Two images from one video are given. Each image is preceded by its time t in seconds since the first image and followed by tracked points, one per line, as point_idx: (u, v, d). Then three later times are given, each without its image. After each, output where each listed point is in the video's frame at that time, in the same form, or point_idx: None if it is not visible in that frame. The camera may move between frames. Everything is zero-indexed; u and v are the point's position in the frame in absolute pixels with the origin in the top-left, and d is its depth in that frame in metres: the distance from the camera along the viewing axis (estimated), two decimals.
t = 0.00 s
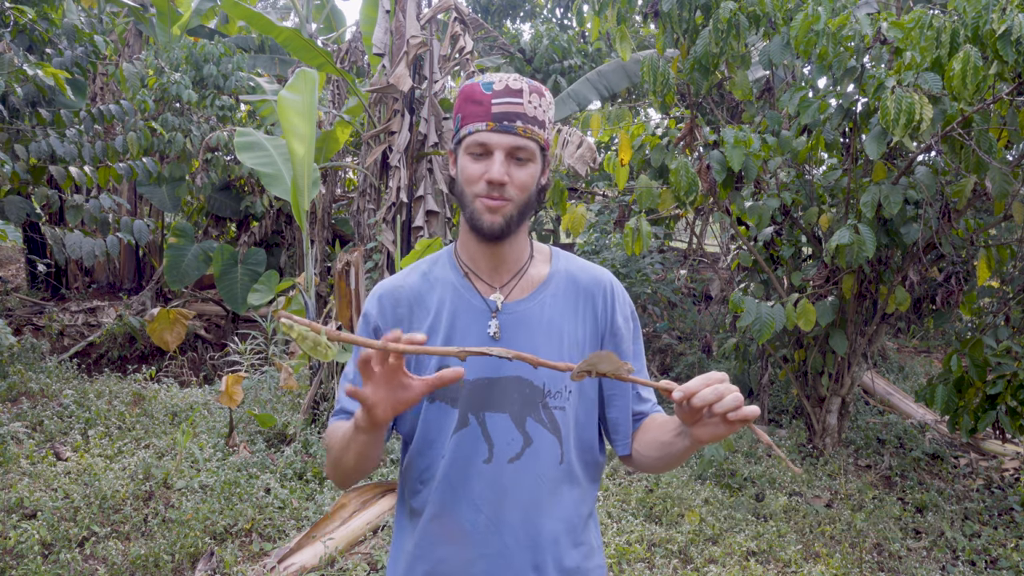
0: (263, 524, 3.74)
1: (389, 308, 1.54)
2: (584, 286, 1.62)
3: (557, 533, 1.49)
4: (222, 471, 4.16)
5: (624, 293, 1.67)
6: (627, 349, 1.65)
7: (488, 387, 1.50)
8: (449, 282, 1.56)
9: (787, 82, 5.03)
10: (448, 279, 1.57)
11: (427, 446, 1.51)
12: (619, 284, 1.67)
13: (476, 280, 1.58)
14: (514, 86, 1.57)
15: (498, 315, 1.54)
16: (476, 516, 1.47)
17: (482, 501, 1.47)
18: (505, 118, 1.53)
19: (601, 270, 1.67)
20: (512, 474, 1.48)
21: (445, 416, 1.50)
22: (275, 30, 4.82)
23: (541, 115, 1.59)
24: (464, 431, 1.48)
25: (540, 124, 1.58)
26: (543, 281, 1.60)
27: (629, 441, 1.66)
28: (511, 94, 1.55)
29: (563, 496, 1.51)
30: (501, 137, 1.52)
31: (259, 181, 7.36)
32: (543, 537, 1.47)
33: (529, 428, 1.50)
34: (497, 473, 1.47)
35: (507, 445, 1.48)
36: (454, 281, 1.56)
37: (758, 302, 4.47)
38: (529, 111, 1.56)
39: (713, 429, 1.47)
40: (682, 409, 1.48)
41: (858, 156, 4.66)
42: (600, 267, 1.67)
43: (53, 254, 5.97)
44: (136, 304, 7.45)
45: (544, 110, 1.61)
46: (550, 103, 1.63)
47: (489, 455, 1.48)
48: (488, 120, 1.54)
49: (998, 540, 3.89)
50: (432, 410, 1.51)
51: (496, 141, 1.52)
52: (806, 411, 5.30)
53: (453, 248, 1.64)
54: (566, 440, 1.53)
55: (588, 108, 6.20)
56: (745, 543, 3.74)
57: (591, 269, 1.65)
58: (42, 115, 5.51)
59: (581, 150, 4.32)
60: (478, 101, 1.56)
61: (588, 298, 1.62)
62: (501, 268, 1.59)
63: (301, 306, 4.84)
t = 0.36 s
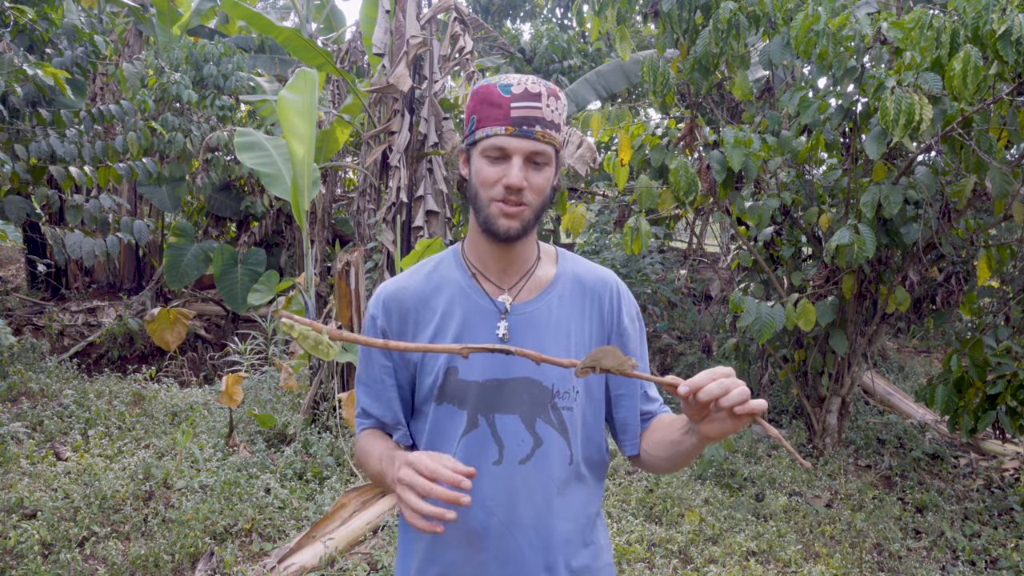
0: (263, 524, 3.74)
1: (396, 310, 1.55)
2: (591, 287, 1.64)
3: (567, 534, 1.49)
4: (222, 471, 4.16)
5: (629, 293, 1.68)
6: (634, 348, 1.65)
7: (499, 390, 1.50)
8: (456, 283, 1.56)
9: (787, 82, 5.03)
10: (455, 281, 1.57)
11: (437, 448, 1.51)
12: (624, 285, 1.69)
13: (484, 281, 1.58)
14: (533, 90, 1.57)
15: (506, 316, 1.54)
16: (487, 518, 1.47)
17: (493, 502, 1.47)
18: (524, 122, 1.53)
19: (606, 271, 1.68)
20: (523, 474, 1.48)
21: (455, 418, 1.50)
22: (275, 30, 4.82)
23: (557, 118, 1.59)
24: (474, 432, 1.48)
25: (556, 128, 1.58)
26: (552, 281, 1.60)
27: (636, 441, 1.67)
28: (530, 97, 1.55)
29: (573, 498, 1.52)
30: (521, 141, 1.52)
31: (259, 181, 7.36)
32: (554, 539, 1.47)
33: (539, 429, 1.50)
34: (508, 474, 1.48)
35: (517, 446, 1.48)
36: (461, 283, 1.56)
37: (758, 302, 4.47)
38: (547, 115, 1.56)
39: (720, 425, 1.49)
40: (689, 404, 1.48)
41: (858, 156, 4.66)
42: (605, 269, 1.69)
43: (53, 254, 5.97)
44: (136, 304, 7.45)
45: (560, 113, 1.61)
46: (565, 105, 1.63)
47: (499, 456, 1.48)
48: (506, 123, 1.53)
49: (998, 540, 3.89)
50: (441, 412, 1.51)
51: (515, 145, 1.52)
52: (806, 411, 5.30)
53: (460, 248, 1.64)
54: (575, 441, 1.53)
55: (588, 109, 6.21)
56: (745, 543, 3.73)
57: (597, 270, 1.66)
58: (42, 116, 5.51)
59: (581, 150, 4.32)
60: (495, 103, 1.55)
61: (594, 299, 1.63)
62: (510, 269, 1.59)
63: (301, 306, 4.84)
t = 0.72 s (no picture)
0: (263, 524, 3.74)
1: (401, 306, 1.53)
2: (594, 289, 1.64)
3: (562, 534, 1.49)
4: (222, 471, 4.16)
5: (634, 296, 1.68)
6: (639, 350, 1.65)
7: (500, 389, 1.50)
8: (460, 282, 1.56)
9: (787, 82, 5.03)
10: (459, 281, 1.57)
11: (436, 445, 1.51)
12: (629, 288, 1.69)
13: (487, 281, 1.58)
14: (525, 90, 1.57)
15: (509, 316, 1.54)
16: (483, 516, 1.46)
17: (489, 501, 1.47)
18: (516, 122, 1.53)
19: (611, 274, 1.69)
20: (520, 474, 1.48)
21: (454, 416, 1.50)
22: (275, 30, 4.82)
23: (552, 117, 1.58)
24: (473, 430, 1.48)
25: (551, 126, 1.57)
26: (555, 282, 1.61)
27: (643, 444, 1.67)
28: (522, 97, 1.55)
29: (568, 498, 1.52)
30: (513, 142, 1.53)
31: (259, 181, 7.36)
32: (549, 539, 1.47)
33: (537, 429, 1.50)
34: (505, 473, 1.47)
35: (515, 445, 1.48)
36: (465, 281, 1.56)
37: (758, 302, 4.47)
38: (540, 114, 1.56)
39: (724, 429, 1.49)
40: (693, 406, 1.49)
41: (858, 156, 4.66)
42: (610, 271, 1.69)
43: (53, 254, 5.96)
44: (136, 304, 7.45)
45: (556, 112, 1.60)
46: (562, 104, 1.62)
47: (497, 455, 1.47)
48: (499, 124, 1.53)
49: (998, 540, 3.89)
50: (440, 409, 1.51)
51: (508, 146, 1.53)
52: (806, 411, 5.30)
53: (464, 248, 1.65)
54: (573, 441, 1.54)
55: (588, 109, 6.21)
56: (745, 543, 3.73)
57: (601, 273, 1.67)
58: (42, 116, 5.51)
59: (581, 150, 4.32)
60: (489, 104, 1.56)
61: (599, 301, 1.64)
62: (513, 269, 1.59)
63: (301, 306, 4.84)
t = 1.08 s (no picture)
0: (263, 524, 3.74)
1: (405, 299, 1.50)
2: (594, 290, 1.64)
3: (561, 534, 1.49)
4: (222, 471, 4.16)
5: (633, 297, 1.68)
6: (638, 351, 1.66)
7: (500, 387, 1.51)
8: (461, 280, 1.56)
9: (787, 82, 5.03)
10: (460, 279, 1.57)
11: (434, 444, 1.50)
12: (628, 289, 1.69)
13: (487, 280, 1.58)
14: (517, 87, 1.57)
15: (508, 316, 1.54)
16: (482, 516, 1.46)
17: (488, 500, 1.46)
18: (508, 120, 1.53)
19: (611, 276, 1.69)
20: (519, 474, 1.48)
21: (452, 414, 1.50)
22: (275, 30, 4.82)
23: (545, 114, 1.58)
24: (472, 429, 1.48)
25: (545, 123, 1.57)
26: (555, 283, 1.61)
27: (642, 445, 1.68)
28: (514, 94, 1.55)
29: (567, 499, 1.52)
30: (505, 139, 1.53)
31: (259, 181, 7.36)
32: (549, 539, 1.47)
33: (536, 428, 1.50)
34: (503, 472, 1.47)
35: (514, 444, 1.48)
36: (466, 280, 1.56)
37: (758, 302, 4.47)
38: (533, 111, 1.56)
39: (724, 429, 1.50)
40: (693, 406, 1.48)
41: (858, 156, 4.66)
42: (610, 273, 1.69)
43: (53, 254, 5.96)
44: (136, 304, 7.45)
45: (551, 109, 1.60)
46: (556, 101, 1.62)
47: (496, 454, 1.47)
48: (491, 122, 1.54)
49: (998, 540, 3.89)
50: (438, 408, 1.51)
51: (501, 144, 1.53)
52: (806, 411, 5.30)
53: (464, 248, 1.65)
54: (572, 441, 1.54)
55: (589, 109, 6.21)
56: (745, 543, 3.73)
57: (601, 274, 1.67)
58: (42, 115, 5.51)
59: (581, 150, 4.31)
60: (481, 103, 1.57)
61: (598, 302, 1.64)
62: (513, 269, 1.59)
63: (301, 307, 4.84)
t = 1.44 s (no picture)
0: (263, 524, 3.74)
1: (404, 297, 1.49)
2: (593, 290, 1.64)
3: (562, 534, 1.49)
4: (222, 471, 4.16)
5: (632, 297, 1.69)
6: (639, 350, 1.66)
7: (500, 387, 1.51)
8: (461, 280, 1.56)
9: (787, 82, 5.03)
10: (460, 279, 1.57)
11: (433, 444, 1.50)
12: (627, 289, 1.69)
13: (487, 280, 1.58)
14: (518, 86, 1.58)
15: (508, 316, 1.54)
16: (483, 516, 1.46)
17: (488, 500, 1.46)
18: (509, 118, 1.54)
19: (609, 275, 1.69)
20: (520, 474, 1.48)
21: (451, 415, 1.49)
22: (275, 30, 4.82)
23: (547, 112, 1.59)
24: (473, 429, 1.47)
25: (546, 122, 1.58)
26: (554, 283, 1.61)
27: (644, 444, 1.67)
28: (516, 93, 1.56)
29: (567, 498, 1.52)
30: (507, 137, 1.53)
31: (259, 181, 7.36)
32: (549, 539, 1.47)
33: (537, 428, 1.50)
34: (504, 472, 1.47)
35: (515, 444, 1.48)
36: (466, 280, 1.56)
37: (758, 302, 4.47)
38: (534, 110, 1.56)
39: (728, 432, 1.50)
40: (696, 411, 1.49)
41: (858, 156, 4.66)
42: (608, 273, 1.69)
43: (53, 254, 5.96)
44: (136, 304, 7.45)
45: (552, 108, 1.62)
46: (557, 101, 1.63)
47: (496, 455, 1.47)
48: (492, 120, 1.55)
49: (998, 540, 3.90)
50: (437, 408, 1.51)
51: (502, 142, 1.53)
52: (806, 411, 5.30)
53: (464, 247, 1.64)
54: (572, 441, 1.54)
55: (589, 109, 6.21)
56: (745, 543, 3.74)
57: (599, 274, 1.67)
58: (42, 115, 5.51)
59: (581, 150, 4.31)
60: (483, 102, 1.58)
61: (597, 302, 1.64)
62: (512, 269, 1.59)
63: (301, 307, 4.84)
